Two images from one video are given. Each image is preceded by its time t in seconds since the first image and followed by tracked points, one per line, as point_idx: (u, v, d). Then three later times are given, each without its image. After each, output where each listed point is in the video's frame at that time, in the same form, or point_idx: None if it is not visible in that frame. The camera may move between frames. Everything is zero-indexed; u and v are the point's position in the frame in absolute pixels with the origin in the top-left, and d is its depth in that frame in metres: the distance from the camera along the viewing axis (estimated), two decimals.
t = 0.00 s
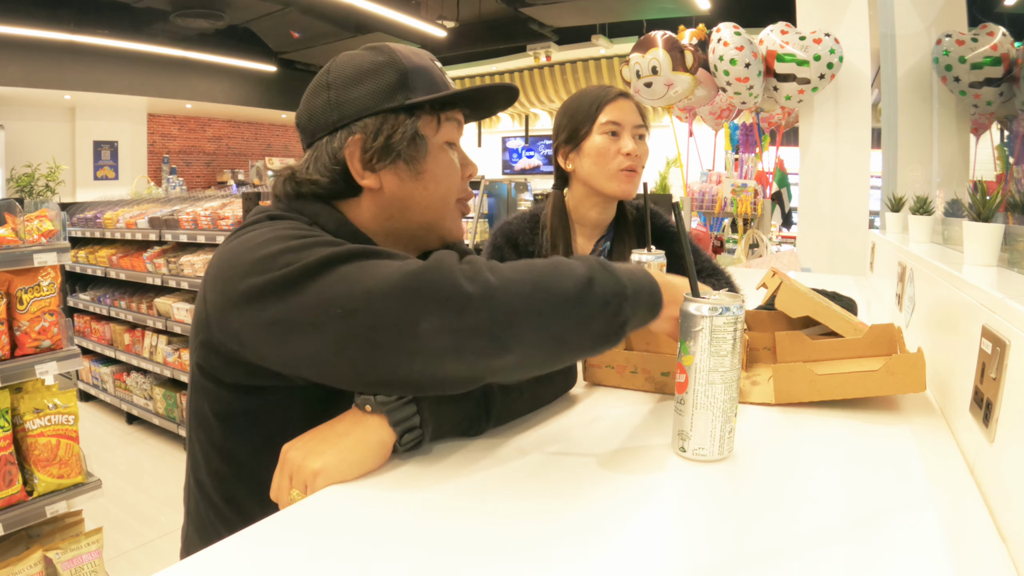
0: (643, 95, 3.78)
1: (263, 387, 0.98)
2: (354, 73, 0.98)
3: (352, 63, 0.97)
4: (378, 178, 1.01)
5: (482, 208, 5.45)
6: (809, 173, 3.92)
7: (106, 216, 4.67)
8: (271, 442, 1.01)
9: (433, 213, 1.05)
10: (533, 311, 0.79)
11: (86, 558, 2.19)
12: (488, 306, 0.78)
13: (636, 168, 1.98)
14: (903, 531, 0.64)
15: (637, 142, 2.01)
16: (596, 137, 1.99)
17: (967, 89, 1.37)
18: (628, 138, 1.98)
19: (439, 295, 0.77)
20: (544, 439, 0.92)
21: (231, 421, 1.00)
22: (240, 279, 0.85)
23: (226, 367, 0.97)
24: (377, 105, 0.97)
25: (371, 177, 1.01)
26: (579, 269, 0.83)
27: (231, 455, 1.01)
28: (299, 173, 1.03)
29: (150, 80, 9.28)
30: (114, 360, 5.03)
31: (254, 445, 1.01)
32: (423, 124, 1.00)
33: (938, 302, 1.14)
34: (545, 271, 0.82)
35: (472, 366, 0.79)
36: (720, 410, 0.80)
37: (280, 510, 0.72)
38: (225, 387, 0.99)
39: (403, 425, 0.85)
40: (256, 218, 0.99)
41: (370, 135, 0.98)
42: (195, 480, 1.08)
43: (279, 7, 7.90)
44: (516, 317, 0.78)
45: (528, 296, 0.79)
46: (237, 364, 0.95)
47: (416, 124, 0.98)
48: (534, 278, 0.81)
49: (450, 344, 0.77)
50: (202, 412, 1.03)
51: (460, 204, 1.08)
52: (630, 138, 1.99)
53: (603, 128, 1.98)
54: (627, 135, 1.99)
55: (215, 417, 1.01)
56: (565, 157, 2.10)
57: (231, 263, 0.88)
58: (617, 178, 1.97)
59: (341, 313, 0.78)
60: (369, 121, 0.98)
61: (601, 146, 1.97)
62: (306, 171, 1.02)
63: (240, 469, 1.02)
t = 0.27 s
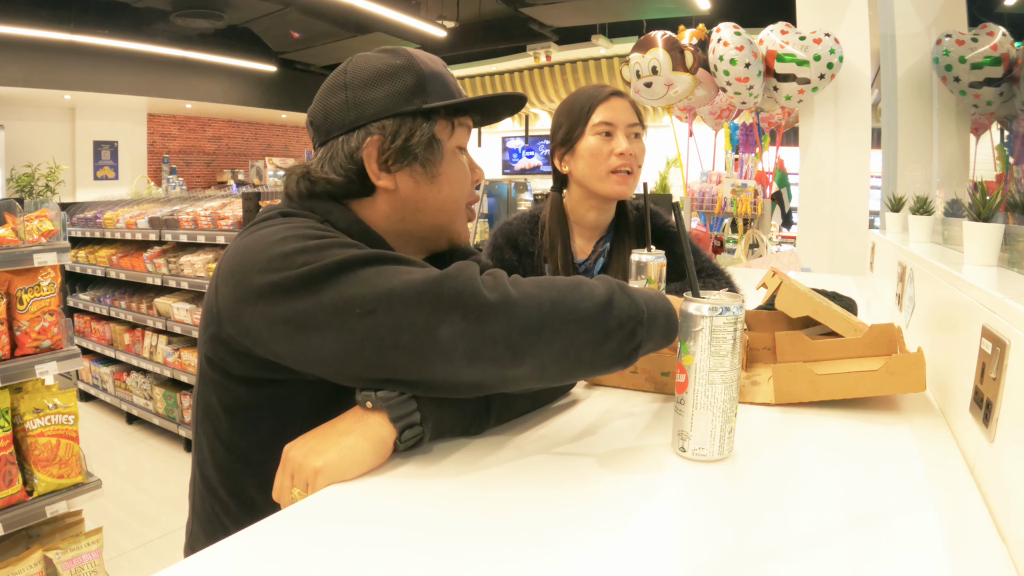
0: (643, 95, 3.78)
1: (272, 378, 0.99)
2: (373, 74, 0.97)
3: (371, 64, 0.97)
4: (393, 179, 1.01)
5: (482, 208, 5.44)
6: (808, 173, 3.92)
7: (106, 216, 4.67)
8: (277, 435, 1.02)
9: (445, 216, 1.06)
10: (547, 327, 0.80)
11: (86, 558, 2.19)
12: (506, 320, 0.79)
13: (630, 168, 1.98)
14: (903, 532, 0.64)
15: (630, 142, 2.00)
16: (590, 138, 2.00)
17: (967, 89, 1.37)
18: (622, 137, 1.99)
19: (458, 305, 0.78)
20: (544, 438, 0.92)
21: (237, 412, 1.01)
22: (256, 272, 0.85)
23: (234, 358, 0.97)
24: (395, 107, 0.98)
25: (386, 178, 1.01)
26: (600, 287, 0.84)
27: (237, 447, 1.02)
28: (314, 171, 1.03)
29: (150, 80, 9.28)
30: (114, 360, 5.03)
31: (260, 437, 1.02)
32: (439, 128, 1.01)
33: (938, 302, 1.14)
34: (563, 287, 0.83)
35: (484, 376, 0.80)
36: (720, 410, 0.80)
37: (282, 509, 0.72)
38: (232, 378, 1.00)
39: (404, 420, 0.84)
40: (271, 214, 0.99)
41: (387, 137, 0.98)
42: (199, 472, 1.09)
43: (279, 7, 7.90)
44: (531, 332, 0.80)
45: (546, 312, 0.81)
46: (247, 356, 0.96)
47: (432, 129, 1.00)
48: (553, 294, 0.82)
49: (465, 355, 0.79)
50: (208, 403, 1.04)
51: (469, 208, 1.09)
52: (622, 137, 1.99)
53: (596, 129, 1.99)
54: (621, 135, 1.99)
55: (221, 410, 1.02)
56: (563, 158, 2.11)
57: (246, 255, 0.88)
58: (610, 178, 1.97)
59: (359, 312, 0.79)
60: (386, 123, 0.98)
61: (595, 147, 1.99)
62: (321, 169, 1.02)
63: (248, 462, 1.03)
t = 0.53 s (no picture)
0: (643, 95, 3.78)
1: (270, 379, 0.99)
2: (381, 75, 0.97)
3: (380, 65, 0.97)
4: (399, 179, 1.01)
5: (482, 208, 5.44)
6: (808, 173, 3.92)
7: (106, 216, 4.67)
8: (275, 436, 1.02)
9: (449, 216, 1.07)
10: (528, 340, 0.79)
11: (86, 558, 2.19)
12: (485, 336, 0.78)
13: (634, 169, 1.99)
14: (902, 532, 0.64)
15: (634, 143, 2.01)
16: (595, 138, 1.99)
17: (967, 89, 1.37)
18: (627, 139, 1.99)
19: (437, 321, 0.78)
20: (545, 439, 0.92)
21: (237, 412, 1.01)
22: (245, 278, 0.85)
23: (232, 360, 0.97)
24: (403, 109, 0.98)
25: (393, 178, 1.01)
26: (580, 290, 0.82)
27: (235, 448, 1.02)
28: (320, 169, 1.02)
29: (149, 80, 9.27)
30: (114, 360, 5.03)
31: (258, 439, 1.02)
32: (444, 131, 1.01)
33: (938, 302, 1.14)
34: (540, 294, 0.81)
35: (469, 390, 0.81)
36: (719, 410, 0.80)
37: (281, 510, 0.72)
38: (231, 378, 1.00)
39: (400, 420, 0.85)
40: (270, 215, 0.98)
41: (394, 137, 0.98)
42: (198, 470, 1.09)
43: (279, 7, 7.90)
44: (511, 347, 0.79)
45: (525, 324, 0.79)
46: (244, 358, 0.96)
47: (439, 131, 1.00)
48: (533, 304, 0.80)
49: (446, 371, 0.79)
50: (207, 403, 1.04)
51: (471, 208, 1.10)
52: (626, 138, 1.99)
53: (601, 130, 1.99)
54: (626, 136, 1.99)
55: (220, 410, 1.01)
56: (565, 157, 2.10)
57: (240, 258, 0.88)
58: (614, 179, 1.97)
59: (343, 324, 0.79)
60: (393, 124, 0.98)
61: (600, 147, 1.98)
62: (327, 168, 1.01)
63: (246, 463, 1.03)
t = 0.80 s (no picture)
0: (643, 95, 3.78)
1: (269, 379, 0.99)
2: (379, 76, 0.97)
3: (379, 65, 0.97)
4: (398, 179, 1.02)
5: (482, 208, 5.44)
6: (808, 173, 3.92)
7: (106, 216, 4.66)
8: (273, 435, 1.02)
9: (447, 216, 1.07)
10: (522, 325, 0.82)
11: (86, 558, 2.19)
12: (486, 322, 0.80)
13: (613, 170, 1.95)
14: (902, 532, 0.64)
15: (614, 142, 1.94)
16: (574, 140, 1.98)
17: (967, 89, 1.38)
18: (604, 138, 1.94)
19: (440, 310, 0.79)
20: (544, 439, 0.92)
21: (236, 412, 1.00)
22: (244, 277, 0.85)
23: (230, 360, 0.97)
24: (401, 109, 0.98)
25: (391, 178, 1.01)
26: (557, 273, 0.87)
27: (234, 448, 1.02)
28: (319, 169, 1.02)
29: (149, 80, 9.27)
30: (114, 360, 5.03)
31: (257, 438, 1.02)
32: (443, 131, 1.01)
33: (938, 302, 1.14)
34: (525, 279, 0.85)
35: (473, 380, 0.81)
36: (720, 410, 0.80)
37: (281, 510, 0.72)
38: (230, 378, 1.00)
39: (400, 419, 0.85)
40: (271, 215, 0.99)
41: (392, 138, 0.98)
42: (197, 471, 1.09)
43: (279, 7, 7.90)
44: (508, 330, 0.81)
45: (517, 308, 0.82)
46: (243, 357, 0.96)
47: (437, 130, 1.00)
48: (520, 288, 0.84)
49: (450, 359, 0.79)
50: (205, 404, 1.04)
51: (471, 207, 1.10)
52: (604, 138, 1.94)
53: (579, 130, 1.96)
54: (603, 136, 1.94)
55: (218, 409, 1.01)
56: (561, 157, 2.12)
57: (237, 258, 0.87)
58: (591, 181, 1.97)
59: (344, 317, 0.79)
60: (392, 124, 0.98)
61: (577, 150, 1.97)
62: (327, 168, 1.01)
63: (246, 463, 1.03)
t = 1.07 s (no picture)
0: (643, 95, 3.78)
1: (269, 379, 0.99)
2: (378, 76, 0.97)
3: (378, 65, 0.97)
4: (397, 180, 1.02)
5: (482, 208, 5.45)
6: (809, 173, 3.92)
7: (106, 216, 4.67)
8: (273, 435, 1.02)
9: (447, 216, 1.07)
10: (525, 323, 0.83)
11: (86, 558, 2.19)
12: (490, 320, 0.80)
13: (586, 177, 2.03)
14: (903, 532, 0.64)
15: (584, 150, 2.02)
16: (553, 153, 2.11)
17: (967, 89, 1.37)
18: (574, 148, 2.03)
19: (443, 308, 0.79)
20: (545, 439, 0.92)
21: (236, 412, 1.00)
22: (246, 277, 0.85)
23: (231, 360, 0.97)
24: (401, 109, 0.98)
25: (390, 178, 1.01)
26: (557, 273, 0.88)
27: (234, 448, 1.02)
28: (319, 169, 1.02)
29: (149, 80, 9.27)
30: (114, 360, 5.03)
31: (256, 439, 1.02)
32: (442, 130, 1.01)
33: (938, 302, 1.14)
34: (527, 279, 0.86)
35: (476, 379, 0.81)
36: (720, 410, 0.80)
37: (281, 510, 0.72)
38: (230, 378, 1.00)
39: (400, 419, 0.85)
40: (271, 215, 0.99)
41: (392, 138, 0.98)
42: (197, 472, 1.09)
43: (279, 7, 7.90)
44: (511, 328, 0.82)
45: (520, 307, 0.83)
46: (243, 357, 0.96)
47: (436, 130, 1.00)
48: (522, 287, 0.84)
49: (454, 358, 0.80)
50: (206, 403, 1.04)
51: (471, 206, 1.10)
52: (575, 149, 2.03)
53: (555, 143, 2.09)
54: (573, 146, 2.03)
55: (219, 410, 1.01)
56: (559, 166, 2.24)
57: (238, 258, 0.87)
58: (571, 190, 2.08)
59: (346, 316, 0.79)
60: (392, 124, 0.98)
61: (555, 161, 2.09)
62: (327, 168, 1.01)
63: (247, 464, 1.03)
